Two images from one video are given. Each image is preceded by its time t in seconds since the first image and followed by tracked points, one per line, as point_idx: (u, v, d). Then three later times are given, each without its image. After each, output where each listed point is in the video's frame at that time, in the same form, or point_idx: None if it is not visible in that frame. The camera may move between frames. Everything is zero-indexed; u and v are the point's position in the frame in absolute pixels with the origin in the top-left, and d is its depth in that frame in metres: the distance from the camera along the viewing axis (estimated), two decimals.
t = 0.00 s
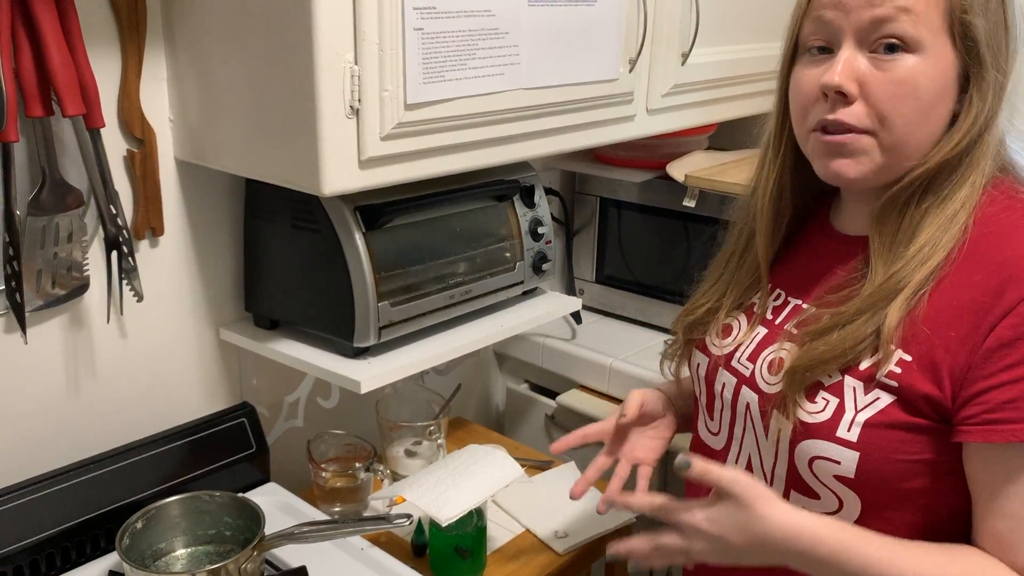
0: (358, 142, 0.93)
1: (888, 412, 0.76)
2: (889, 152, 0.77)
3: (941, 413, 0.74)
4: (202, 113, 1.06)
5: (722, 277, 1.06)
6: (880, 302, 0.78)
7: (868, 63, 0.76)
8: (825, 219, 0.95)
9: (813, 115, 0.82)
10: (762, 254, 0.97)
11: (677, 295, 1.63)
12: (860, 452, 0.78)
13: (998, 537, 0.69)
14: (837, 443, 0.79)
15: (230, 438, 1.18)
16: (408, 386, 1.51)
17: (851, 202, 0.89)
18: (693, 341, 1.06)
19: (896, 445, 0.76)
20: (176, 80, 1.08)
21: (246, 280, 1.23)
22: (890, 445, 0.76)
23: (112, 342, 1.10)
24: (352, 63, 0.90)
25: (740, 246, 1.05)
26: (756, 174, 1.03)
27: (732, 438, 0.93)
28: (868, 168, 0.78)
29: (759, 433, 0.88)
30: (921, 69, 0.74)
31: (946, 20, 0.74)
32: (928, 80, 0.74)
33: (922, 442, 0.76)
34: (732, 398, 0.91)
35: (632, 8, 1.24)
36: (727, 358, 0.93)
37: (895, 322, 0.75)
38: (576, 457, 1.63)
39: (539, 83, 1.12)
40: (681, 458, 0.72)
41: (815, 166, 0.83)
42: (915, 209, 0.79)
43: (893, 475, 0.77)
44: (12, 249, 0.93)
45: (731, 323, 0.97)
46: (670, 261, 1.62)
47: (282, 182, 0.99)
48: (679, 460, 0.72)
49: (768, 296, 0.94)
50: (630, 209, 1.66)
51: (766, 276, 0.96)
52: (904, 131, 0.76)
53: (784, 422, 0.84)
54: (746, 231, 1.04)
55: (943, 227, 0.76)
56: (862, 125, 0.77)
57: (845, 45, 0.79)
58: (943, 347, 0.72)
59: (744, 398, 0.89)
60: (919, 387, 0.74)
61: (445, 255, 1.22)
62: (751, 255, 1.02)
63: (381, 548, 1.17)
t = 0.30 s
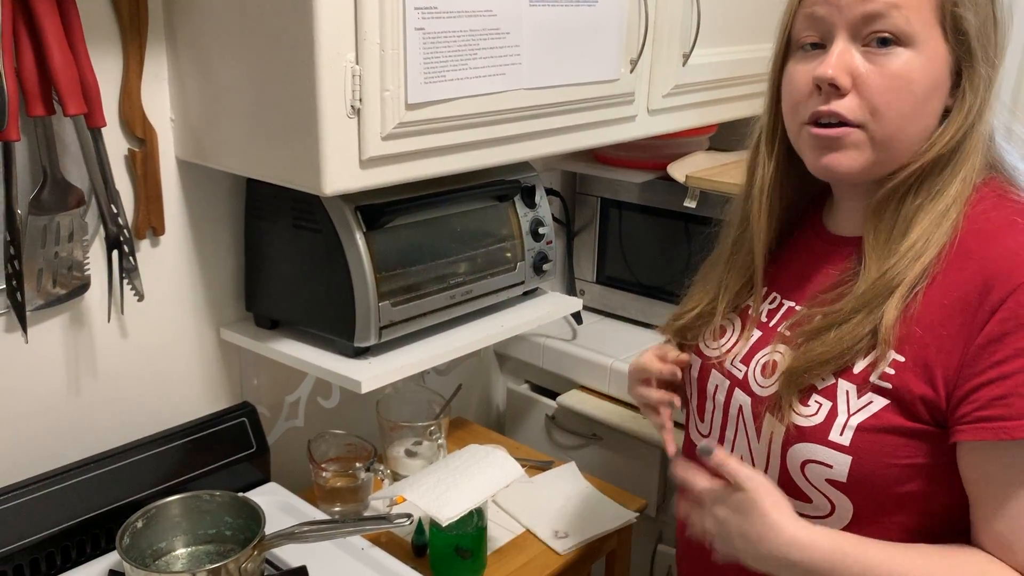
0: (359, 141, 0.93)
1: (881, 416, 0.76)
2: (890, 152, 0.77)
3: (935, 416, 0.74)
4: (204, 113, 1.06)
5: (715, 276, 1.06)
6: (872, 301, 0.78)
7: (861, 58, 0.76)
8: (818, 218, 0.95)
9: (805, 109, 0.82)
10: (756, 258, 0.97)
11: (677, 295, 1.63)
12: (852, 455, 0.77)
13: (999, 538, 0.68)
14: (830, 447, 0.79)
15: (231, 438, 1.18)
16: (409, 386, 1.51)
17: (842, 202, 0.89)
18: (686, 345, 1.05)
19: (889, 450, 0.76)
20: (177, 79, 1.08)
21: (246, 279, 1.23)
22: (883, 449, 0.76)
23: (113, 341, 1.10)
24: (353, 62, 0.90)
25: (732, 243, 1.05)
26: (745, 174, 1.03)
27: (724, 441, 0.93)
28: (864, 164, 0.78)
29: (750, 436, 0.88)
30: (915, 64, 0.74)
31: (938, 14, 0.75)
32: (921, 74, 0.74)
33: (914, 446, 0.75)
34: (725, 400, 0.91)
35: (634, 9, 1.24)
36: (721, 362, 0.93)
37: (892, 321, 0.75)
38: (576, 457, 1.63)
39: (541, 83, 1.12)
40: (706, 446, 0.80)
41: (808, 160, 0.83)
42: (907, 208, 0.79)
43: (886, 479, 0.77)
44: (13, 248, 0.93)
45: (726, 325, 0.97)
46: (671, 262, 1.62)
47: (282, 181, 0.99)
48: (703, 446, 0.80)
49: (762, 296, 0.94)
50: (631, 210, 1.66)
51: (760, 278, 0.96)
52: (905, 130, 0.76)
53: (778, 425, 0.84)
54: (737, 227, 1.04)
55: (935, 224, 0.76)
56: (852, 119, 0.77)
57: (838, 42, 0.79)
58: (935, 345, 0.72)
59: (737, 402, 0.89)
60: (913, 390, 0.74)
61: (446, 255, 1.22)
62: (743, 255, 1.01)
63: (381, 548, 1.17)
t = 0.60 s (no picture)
0: (361, 141, 0.93)
1: (883, 413, 0.76)
2: (891, 153, 0.77)
3: (940, 416, 0.74)
4: (205, 113, 1.06)
5: (714, 279, 1.06)
6: (875, 298, 0.77)
7: (860, 62, 0.77)
8: (817, 220, 0.95)
9: (805, 112, 0.82)
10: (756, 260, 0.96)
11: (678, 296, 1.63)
12: (855, 452, 0.77)
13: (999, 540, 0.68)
14: (832, 444, 0.79)
15: (232, 439, 1.18)
16: (410, 386, 1.51)
17: (840, 202, 0.89)
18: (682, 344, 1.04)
19: (892, 447, 0.76)
20: (179, 80, 1.08)
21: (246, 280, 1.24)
22: (886, 447, 0.76)
23: (114, 342, 1.10)
24: (354, 63, 0.90)
25: (731, 249, 1.05)
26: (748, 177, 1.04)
27: (722, 439, 0.92)
28: (864, 164, 0.79)
29: (750, 434, 0.88)
30: (913, 66, 0.74)
31: (935, 18, 0.75)
32: (920, 77, 0.74)
33: (918, 444, 0.76)
34: (723, 398, 0.91)
35: (635, 10, 1.25)
36: (718, 360, 0.93)
37: (894, 318, 0.75)
38: (576, 458, 1.63)
39: (542, 84, 1.12)
40: (716, 462, 0.77)
41: (813, 168, 0.83)
42: (908, 208, 0.79)
43: (889, 478, 0.77)
44: (14, 249, 0.93)
45: (723, 324, 0.97)
46: (672, 263, 1.62)
47: (283, 182, 0.99)
48: (713, 463, 0.78)
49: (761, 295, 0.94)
50: (632, 211, 1.66)
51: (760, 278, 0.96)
52: (906, 131, 0.76)
53: (778, 422, 0.83)
54: (738, 233, 1.04)
55: (935, 225, 0.76)
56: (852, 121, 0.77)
57: (835, 48, 0.79)
58: (941, 345, 0.73)
59: (735, 399, 0.89)
60: (917, 389, 0.74)
61: (446, 256, 1.22)
62: (744, 258, 1.01)
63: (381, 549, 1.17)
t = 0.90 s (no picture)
0: (363, 142, 0.94)
1: (884, 414, 0.76)
2: (893, 154, 0.77)
3: (939, 416, 0.74)
4: (207, 113, 1.06)
5: (709, 282, 1.06)
6: (875, 303, 0.78)
7: (849, 67, 0.77)
8: (815, 221, 0.95)
9: (797, 121, 0.82)
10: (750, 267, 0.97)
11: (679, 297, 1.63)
12: (856, 454, 0.77)
13: (1001, 543, 0.68)
14: (833, 446, 0.79)
15: (233, 439, 1.18)
16: (410, 387, 1.51)
17: (838, 204, 0.90)
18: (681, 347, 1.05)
19: (893, 449, 0.76)
20: (180, 80, 1.08)
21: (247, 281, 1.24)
22: (887, 448, 0.76)
23: (115, 342, 1.10)
24: (356, 64, 0.90)
25: (726, 252, 1.05)
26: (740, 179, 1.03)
27: (721, 443, 0.92)
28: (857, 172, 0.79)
29: (750, 437, 0.88)
30: (902, 72, 0.74)
31: (923, 19, 0.75)
32: (910, 82, 0.74)
33: (919, 445, 0.75)
34: (723, 403, 0.91)
35: (636, 11, 1.25)
36: (717, 364, 0.93)
37: (894, 323, 0.75)
38: (577, 459, 1.63)
39: (543, 85, 1.12)
40: (700, 454, 0.79)
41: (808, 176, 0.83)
42: (907, 210, 0.79)
43: (890, 479, 0.77)
44: (16, 248, 0.93)
45: (721, 327, 0.97)
46: (672, 264, 1.62)
47: (285, 183, 0.99)
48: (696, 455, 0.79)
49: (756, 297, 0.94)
50: (632, 212, 1.66)
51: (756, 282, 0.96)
52: (908, 131, 0.76)
53: (779, 426, 0.83)
54: (734, 237, 1.04)
55: (935, 229, 0.76)
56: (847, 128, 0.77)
57: (824, 53, 0.79)
58: (940, 346, 0.73)
59: (736, 403, 0.89)
60: (917, 389, 0.74)
61: (447, 257, 1.22)
62: (739, 262, 1.01)
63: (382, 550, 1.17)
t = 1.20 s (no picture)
0: (365, 143, 0.94)
1: (890, 427, 0.76)
2: (896, 155, 0.77)
3: (944, 424, 0.74)
4: (209, 113, 1.06)
5: (704, 290, 1.06)
6: (886, 302, 0.77)
7: (871, 44, 0.77)
8: (812, 226, 0.95)
9: (817, 102, 0.81)
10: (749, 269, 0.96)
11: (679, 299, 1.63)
12: (864, 467, 0.77)
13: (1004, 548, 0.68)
14: (841, 461, 0.79)
15: (234, 440, 1.18)
16: (412, 389, 1.51)
17: (838, 205, 0.89)
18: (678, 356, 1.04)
19: (899, 461, 0.76)
20: (182, 81, 1.08)
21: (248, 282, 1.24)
22: (893, 461, 0.76)
23: (117, 342, 1.10)
24: (358, 65, 0.90)
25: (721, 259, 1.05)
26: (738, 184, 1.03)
27: (725, 455, 0.92)
28: (885, 153, 0.77)
29: (756, 450, 0.88)
30: (926, 47, 0.75)
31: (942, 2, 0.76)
32: (935, 57, 0.75)
33: (924, 456, 0.76)
34: (726, 413, 0.91)
35: (639, 13, 1.25)
36: (720, 374, 0.93)
37: (911, 317, 0.74)
38: (578, 461, 1.63)
39: (545, 87, 1.12)
40: (696, 455, 0.77)
41: (826, 161, 0.82)
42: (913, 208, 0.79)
43: (897, 490, 0.77)
44: (18, 249, 0.93)
45: (721, 335, 0.97)
46: (673, 266, 1.62)
47: (287, 184, 0.99)
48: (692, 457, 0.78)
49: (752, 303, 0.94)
50: (633, 213, 1.66)
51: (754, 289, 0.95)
52: (911, 128, 0.76)
53: (785, 439, 0.83)
54: (728, 243, 1.04)
55: (941, 225, 0.76)
56: (875, 107, 0.76)
57: (847, 30, 0.79)
58: (944, 356, 0.73)
59: (740, 414, 0.89)
60: (923, 401, 0.74)
61: (449, 259, 1.22)
62: (735, 266, 1.01)
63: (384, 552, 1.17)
